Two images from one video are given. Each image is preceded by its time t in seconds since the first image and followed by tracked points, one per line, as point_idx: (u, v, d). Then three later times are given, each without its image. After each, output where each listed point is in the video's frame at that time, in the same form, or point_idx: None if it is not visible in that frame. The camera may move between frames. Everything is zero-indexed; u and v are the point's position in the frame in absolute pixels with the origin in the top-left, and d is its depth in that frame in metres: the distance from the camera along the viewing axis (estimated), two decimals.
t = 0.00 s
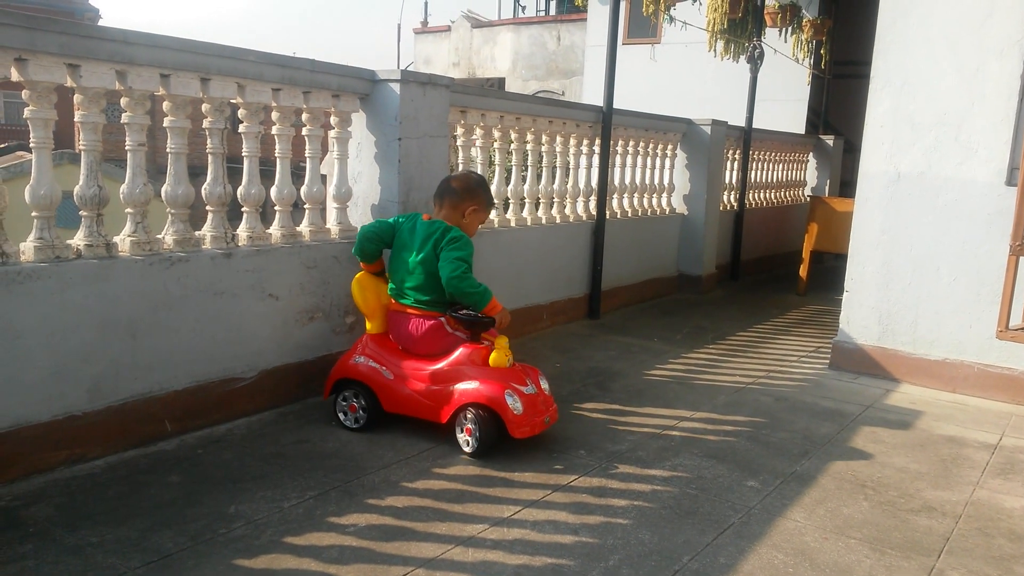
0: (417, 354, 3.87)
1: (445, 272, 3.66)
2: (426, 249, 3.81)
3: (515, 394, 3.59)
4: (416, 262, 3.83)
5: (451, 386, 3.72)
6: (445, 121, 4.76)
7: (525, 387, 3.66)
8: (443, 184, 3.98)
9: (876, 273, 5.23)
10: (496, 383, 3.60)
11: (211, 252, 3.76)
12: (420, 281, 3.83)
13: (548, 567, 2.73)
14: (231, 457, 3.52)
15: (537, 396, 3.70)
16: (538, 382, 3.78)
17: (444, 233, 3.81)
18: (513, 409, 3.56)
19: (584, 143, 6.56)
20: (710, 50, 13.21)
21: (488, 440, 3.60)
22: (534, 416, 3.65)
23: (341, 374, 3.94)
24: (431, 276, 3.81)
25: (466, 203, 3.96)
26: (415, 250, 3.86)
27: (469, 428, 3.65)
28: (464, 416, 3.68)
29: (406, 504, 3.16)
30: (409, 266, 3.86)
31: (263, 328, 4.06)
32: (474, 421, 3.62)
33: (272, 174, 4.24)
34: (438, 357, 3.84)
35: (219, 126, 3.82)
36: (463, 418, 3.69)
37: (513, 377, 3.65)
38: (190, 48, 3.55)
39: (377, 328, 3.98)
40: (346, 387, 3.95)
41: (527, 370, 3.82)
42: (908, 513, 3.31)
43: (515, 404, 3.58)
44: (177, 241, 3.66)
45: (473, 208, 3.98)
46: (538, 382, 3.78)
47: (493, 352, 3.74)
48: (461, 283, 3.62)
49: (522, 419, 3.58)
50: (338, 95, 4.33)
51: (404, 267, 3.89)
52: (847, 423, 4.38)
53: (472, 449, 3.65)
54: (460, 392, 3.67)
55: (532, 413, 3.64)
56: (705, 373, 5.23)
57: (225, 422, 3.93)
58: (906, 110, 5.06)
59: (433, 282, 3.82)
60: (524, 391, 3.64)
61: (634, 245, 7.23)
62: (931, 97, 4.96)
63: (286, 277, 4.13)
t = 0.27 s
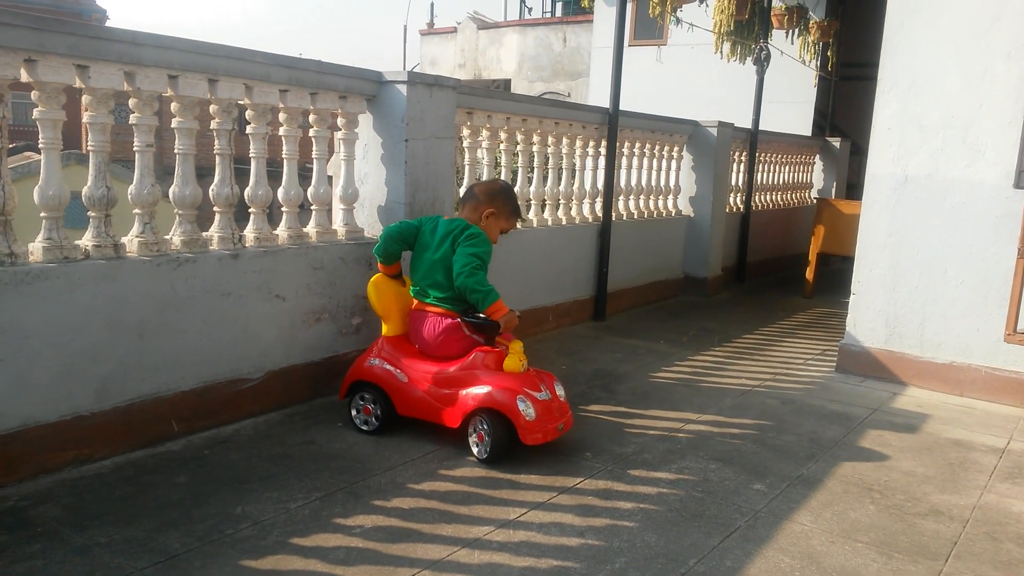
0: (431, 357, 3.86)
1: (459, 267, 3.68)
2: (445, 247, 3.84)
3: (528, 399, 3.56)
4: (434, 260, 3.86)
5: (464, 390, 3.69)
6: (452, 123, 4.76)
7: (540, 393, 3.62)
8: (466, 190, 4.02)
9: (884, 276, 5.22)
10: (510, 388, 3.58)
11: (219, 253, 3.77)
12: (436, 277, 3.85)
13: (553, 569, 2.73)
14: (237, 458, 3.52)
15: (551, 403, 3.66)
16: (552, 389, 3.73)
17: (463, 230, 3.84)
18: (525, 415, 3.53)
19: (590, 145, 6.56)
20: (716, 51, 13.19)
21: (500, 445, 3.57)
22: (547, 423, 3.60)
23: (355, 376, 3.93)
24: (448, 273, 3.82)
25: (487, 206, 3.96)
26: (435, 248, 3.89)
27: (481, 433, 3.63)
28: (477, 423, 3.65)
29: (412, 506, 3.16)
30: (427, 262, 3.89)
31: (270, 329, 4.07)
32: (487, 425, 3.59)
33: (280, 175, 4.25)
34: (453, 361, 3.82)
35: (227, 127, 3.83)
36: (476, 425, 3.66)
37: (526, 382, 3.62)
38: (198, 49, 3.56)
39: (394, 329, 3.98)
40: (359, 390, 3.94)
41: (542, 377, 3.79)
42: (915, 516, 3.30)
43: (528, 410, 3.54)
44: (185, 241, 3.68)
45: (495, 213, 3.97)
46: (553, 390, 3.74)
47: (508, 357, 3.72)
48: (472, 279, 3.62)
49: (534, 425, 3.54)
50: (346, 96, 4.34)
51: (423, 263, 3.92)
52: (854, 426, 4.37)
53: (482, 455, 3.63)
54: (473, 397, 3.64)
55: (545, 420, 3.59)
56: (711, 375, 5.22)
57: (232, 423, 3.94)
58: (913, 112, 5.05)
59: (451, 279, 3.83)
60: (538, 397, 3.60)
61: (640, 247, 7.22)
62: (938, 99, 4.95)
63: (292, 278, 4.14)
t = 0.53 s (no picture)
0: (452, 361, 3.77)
1: (484, 268, 3.57)
2: (464, 249, 3.73)
3: (546, 410, 3.43)
4: (453, 263, 3.74)
5: (483, 398, 3.59)
6: (454, 123, 4.76)
7: (561, 403, 3.49)
8: (476, 189, 3.94)
9: (886, 275, 5.21)
10: (528, 398, 3.46)
11: (221, 253, 3.77)
12: (455, 280, 3.74)
13: (555, 569, 2.73)
14: (239, 457, 3.53)
15: (573, 414, 3.52)
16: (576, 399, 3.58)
17: (482, 230, 3.74)
18: (543, 426, 3.40)
19: (593, 145, 6.56)
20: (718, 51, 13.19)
21: (516, 457, 3.45)
22: (568, 434, 3.47)
23: (378, 380, 3.90)
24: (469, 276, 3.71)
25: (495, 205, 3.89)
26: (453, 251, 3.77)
27: (500, 444, 3.49)
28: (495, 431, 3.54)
29: (414, 505, 3.17)
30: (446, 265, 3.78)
31: (272, 328, 4.07)
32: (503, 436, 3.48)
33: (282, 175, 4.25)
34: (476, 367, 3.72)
35: (229, 127, 3.83)
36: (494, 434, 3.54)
37: (546, 392, 3.49)
38: (201, 49, 3.57)
39: (417, 333, 3.90)
40: (382, 394, 3.91)
41: (566, 385, 3.64)
42: (917, 516, 3.30)
43: (546, 421, 3.42)
44: (187, 241, 3.68)
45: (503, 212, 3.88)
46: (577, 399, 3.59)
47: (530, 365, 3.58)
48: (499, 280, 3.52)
49: (552, 437, 3.42)
50: (348, 96, 4.35)
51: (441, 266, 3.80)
52: (857, 426, 4.36)
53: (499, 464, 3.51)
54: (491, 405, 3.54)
55: (566, 431, 3.46)
56: (713, 375, 5.22)
57: (234, 422, 3.94)
58: (916, 112, 5.04)
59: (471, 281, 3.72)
60: (557, 408, 3.47)
61: (642, 247, 7.22)
62: (941, 99, 4.94)
63: (295, 277, 4.15)
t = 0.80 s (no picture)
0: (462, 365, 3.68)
1: (492, 271, 3.44)
2: (471, 251, 3.62)
3: (552, 417, 3.32)
4: (461, 266, 3.63)
5: (490, 403, 3.50)
6: (450, 120, 4.75)
7: (569, 410, 3.37)
8: (481, 188, 3.78)
9: (882, 272, 5.22)
10: (535, 404, 3.35)
11: (217, 251, 3.77)
12: (465, 284, 3.62)
13: (552, 566, 2.73)
14: (235, 456, 3.52)
15: (582, 421, 3.40)
16: (586, 406, 3.47)
17: (488, 231, 3.61)
18: (548, 433, 3.30)
19: (589, 142, 6.55)
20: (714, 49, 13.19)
21: (523, 464, 3.35)
22: (576, 442, 3.35)
23: (388, 383, 3.85)
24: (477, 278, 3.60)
25: (500, 202, 3.72)
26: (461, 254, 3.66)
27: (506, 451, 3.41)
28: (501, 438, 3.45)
29: (411, 503, 3.16)
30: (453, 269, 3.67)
31: (268, 327, 4.06)
32: (509, 443, 3.38)
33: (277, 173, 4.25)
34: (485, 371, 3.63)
35: (225, 125, 3.82)
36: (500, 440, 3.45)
37: (554, 398, 3.38)
38: (196, 47, 3.56)
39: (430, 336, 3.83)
40: (392, 397, 3.85)
41: (578, 392, 3.52)
42: (913, 512, 3.30)
43: (552, 428, 3.31)
44: (183, 240, 3.67)
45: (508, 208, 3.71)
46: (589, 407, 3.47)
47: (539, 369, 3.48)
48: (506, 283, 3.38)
49: (557, 445, 3.30)
50: (343, 94, 4.34)
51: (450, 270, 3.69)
52: (853, 422, 4.37)
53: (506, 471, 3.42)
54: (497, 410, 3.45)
55: (574, 439, 3.34)
56: (709, 372, 5.22)
57: (230, 420, 3.94)
58: (912, 109, 5.05)
59: (480, 284, 3.61)
60: (565, 415, 3.35)
61: (639, 244, 7.22)
62: (937, 95, 4.94)
63: (291, 275, 4.14)
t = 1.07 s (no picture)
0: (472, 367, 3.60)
1: (497, 279, 3.30)
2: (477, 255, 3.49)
3: (560, 423, 3.22)
4: (469, 272, 3.52)
5: (498, 407, 3.41)
6: (450, 118, 4.75)
7: (579, 416, 3.26)
8: (498, 185, 3.63)
9: (882, 269, 5.22)
10: (543, 410, 3.26)
11: (217, 250, 3.76)
12: (474, 289, 3.51)
13: (552, 564, 2.73)
14: (236, 454, 3.53)
15: (593, 427, 3.28)
16: (598, 413, 3.35)
17: (493, 234, 3.45)
18: (555, 439, 3.20)
19: (589, 140, 6.55)
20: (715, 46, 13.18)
21: (530, 470, 3.25)
22: (584, 450, 3.24)
23: (399, 385, 3.80)
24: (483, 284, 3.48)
25: (516, 200, 3.55)
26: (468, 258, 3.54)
27: (513, 457, 3.31)
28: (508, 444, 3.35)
29: (411, 501, 3.17)
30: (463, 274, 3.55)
31: (268, 325, 4.06)
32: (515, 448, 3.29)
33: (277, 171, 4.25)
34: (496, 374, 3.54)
35: (224, 123, 3.82)
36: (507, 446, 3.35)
37: (564, 404, 3.28)
38: (196, 45, 3.55)
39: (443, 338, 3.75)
40: (403, 399, 3.80)
41: (591, 398, 3.41)
42: (913, 509, 3.31)
43: (560, 435, 3.21)
44: (183, 238, 3.67)
45: (525, 207, 3.54)
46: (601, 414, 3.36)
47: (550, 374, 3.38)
48: (508, 294, 3.24)
49: (565, 452, 3.20)
50: (343, 92, 4.34)
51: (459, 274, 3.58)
52: (853, 420, 4.37)
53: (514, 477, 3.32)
54: (505, 415, 3.36)
55: (583, 446, 3.24)
56: (709, 370, 5.22)
57: (230, 418, 3.94)
58: (912, 106, 5.04)
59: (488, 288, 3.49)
60: (574, 421, 3.25)
61: (639, 242, 7.22)
62: (937, 92, 4.94)
63: (291, 274, 4.14)
